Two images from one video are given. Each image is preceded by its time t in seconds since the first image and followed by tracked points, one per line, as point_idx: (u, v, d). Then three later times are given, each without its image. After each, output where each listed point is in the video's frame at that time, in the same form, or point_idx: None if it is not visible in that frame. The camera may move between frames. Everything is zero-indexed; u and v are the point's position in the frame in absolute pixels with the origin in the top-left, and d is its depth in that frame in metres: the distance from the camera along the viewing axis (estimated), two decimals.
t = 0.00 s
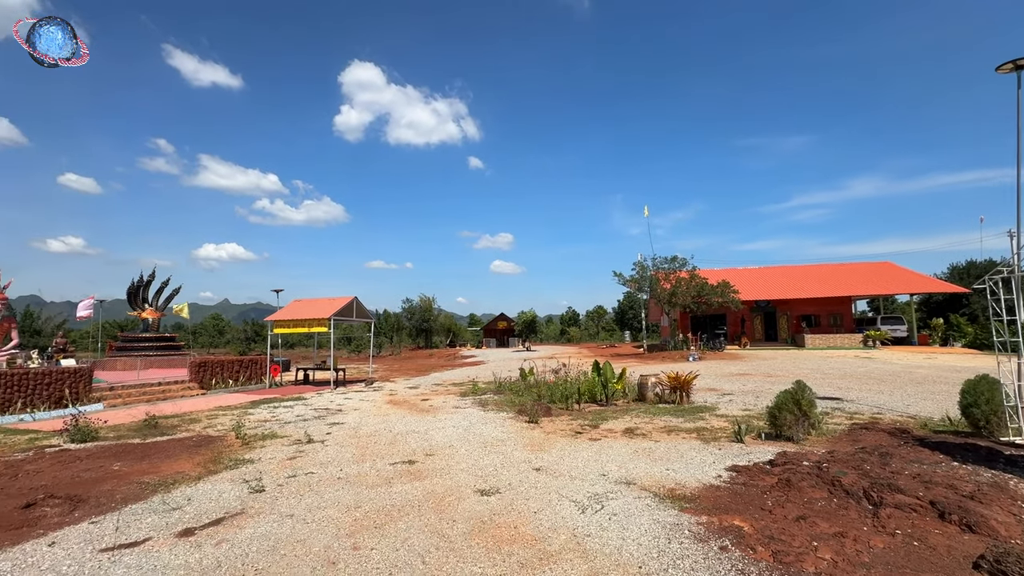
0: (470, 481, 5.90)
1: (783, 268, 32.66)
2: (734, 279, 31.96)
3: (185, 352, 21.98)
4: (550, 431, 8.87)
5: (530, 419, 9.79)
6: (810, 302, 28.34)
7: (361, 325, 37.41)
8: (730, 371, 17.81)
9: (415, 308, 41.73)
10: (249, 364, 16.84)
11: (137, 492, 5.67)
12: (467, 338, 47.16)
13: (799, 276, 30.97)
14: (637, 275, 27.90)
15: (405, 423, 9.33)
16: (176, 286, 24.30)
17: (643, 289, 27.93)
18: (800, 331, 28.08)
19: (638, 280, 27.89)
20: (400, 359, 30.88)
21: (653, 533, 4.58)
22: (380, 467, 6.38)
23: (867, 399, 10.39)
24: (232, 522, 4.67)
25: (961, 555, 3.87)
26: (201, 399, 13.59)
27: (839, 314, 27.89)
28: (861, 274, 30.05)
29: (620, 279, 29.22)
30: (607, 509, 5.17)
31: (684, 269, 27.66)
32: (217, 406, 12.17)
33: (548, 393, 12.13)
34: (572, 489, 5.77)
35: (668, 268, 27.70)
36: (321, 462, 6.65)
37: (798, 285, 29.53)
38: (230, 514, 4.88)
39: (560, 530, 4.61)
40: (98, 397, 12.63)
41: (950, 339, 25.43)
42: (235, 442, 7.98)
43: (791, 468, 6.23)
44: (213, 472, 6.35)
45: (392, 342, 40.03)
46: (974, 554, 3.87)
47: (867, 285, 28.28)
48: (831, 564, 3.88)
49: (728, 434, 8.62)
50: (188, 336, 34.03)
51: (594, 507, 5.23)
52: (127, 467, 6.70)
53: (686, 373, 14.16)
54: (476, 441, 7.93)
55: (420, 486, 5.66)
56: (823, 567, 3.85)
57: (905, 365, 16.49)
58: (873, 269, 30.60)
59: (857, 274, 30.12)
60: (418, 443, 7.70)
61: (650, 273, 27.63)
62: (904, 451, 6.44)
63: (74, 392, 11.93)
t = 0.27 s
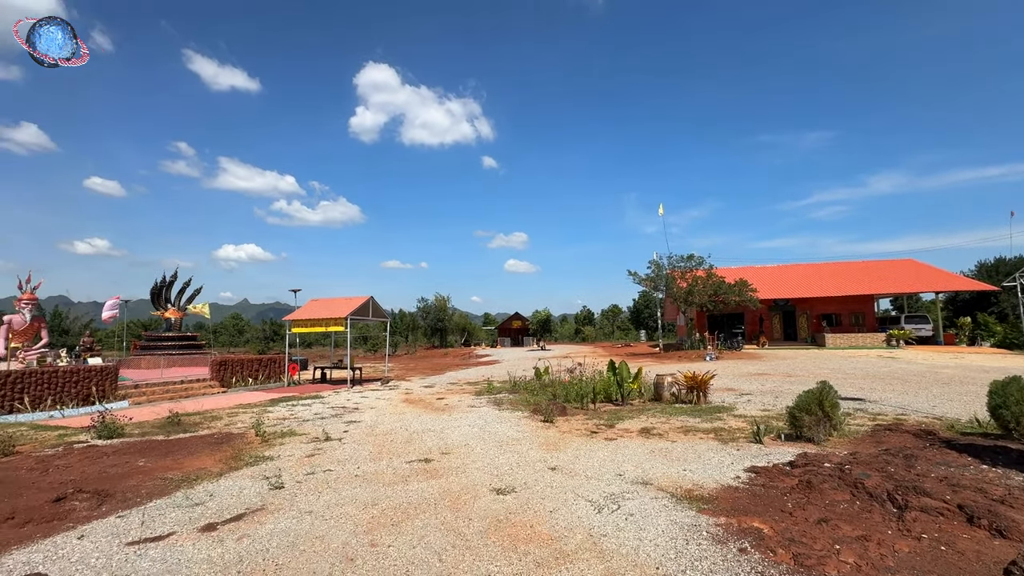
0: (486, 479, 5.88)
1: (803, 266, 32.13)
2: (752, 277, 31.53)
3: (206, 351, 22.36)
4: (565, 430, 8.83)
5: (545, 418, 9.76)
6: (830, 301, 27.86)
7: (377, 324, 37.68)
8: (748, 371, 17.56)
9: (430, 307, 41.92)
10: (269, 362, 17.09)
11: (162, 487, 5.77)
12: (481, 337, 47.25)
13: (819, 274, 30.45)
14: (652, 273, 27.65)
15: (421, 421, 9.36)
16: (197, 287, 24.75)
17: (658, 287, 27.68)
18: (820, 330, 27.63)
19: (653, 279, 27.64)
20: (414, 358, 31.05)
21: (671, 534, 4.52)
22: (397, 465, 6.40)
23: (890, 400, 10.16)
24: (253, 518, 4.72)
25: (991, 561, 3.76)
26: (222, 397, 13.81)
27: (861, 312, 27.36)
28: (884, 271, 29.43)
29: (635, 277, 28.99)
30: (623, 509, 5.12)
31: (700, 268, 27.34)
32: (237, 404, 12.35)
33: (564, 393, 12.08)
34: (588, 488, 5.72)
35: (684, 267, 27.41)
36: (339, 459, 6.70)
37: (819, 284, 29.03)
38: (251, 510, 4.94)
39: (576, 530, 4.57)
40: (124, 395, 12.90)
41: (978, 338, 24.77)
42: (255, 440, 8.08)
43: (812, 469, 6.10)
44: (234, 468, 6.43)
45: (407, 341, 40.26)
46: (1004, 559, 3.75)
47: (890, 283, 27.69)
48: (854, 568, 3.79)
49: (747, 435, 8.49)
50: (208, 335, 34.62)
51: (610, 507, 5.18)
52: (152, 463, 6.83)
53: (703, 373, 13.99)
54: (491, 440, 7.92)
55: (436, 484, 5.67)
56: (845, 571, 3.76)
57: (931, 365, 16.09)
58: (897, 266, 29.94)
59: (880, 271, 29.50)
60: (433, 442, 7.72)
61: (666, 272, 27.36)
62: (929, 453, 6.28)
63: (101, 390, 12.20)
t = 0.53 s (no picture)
0: (501, 478, 5.87)
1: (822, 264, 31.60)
2: (770, 276, 31.09)
3: (226, 350, 22.71)
4: (581, 430, 8.79)
5: (560, 417, 9.72)
6: (851, 300, 27.37)
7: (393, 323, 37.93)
8: (766, 370, 17.30)
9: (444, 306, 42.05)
10: (286, 361, 17.30)
11: (185, 483, 5.86)
12: (496, 336, 47.29)
13: (840, 272, 29.92)
14: (668, 272, 27.40)
15: (436, 420, 9.39)
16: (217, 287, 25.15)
17: (674, 286, 27.42)
18: (841, 329, 27.17)
19: (669, 278, 27.39)
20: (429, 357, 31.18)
21: (688, 535, 4.46)
22: (412, 463, 6.42)
23: (914, 401, 9.94)
24: (272, 514, 4.77)
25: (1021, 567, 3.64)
26: (242, 395, 14.01)
27: (884, 311, 26.86)
28: (907, 269, 28.81)
29: (651, 276, 28.75)
30: (639, 509, 5.07)
31: (717, 266, 27.02)
32: (257, 402, 12.51)
33: (579, 392, 12.03)
34: (603, 488, 5.68)
35: (700, 265, 27.11)
36: (356, 457, 6.75)
37: (839, 282, 28.52)
38: (271, 506, 4.99)
39: (591, 530, 4.53)
40: (147, 393, 13.15)
41: (1006, 338, 24.16)
42: (274, 437, 8.17)
43: (833, 471, 5.98)
44: (254, 465, 6.51)
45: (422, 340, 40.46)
46: None
47: (914, 281, 27.11)
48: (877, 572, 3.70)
49: (765, 435, 8.37)
50: (228, 334, 35.20)
51: (626, 507, 5.13)
52: (174, 459, 6.94)
53: (720, 373, 13.82)
54: (507, 439, 7.91)
55: (452, 482, 5.67)
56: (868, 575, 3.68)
57: (956, 365, 15.70)
58: (920, 264, 29.30)
59: (903, 269, 28.89)
60: (449, 440, 7.73)
61: (682, 270, 27.09)
62: (956, 455, 6.12)
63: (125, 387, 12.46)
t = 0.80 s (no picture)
0: (516, 477, 5.84)
1: (843, 262, 31.05)
2: (788, 274, 30.63)
3: (244, 349, 23.02)
4: (595, 429, 8.72)
5: (575, 417, 9.67)
6: (873, 298, 26.87)
7: (407, 322, 38.13)
8: (785, 370, 17.03)
9: (458, 306, 42.15)
10: (303, 360, 17.49)
11: (206, 479, 5.94)
12: (510, 336, 47.29)
13: (860, 270, 29.38)
14: (684, 271, 27.13)
15: (451, 419, 9.39)
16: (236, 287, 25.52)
17: (690, 285, 27.14)
18: (862, 329, 26.69)
19: (685, 277, 27.12)
20: (443, 356, 31.27)
21: (705, 536, 4.40)
22: (428, 462, 6.43)
23: (939, 402, 9.70)
24: (291, 510, 4.80)
25: None
26: (261, 393, 14.18)
27: (907, 310, 26.33)
28: (930, 266, 28.17)
29: (666, 275, 28.49)
30: (656, 510, 5.01)
31: (733, 265, 26.67)
32: (275, 400, 12.65)
33: (594, 391, 11.96)
34: (619, 488, 5.62)
35: (716, 264, 26.79)
36: (372, 455, 6.78)
37: (860, 280, 28.01)
38: (289, 502, 5.03)
39: (607, 530, 4.49)
40: (169, 390, 13.38)
41: None
42: (291, 435, 8.25)
43: (855, 473, 5.85)
44: (272, 462, 6.58)
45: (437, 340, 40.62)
46: None
47: (938, 279, 26.51)
48: None
49: (784, 436, 8.23)
50: (246, 333, 35.72)
51: (642, 507, 5.08)
52: (195, 455, 7.05)
53: (738, 372, 13.63)
54: (521, 438, 7.88)
55: (466, 481, 5.66)
56: None
57: (983, 365, 15.30)
58: (944, 261, 28.63)
59: (926, 267, 28.26)
60: (464, 439, 7.73)
61: (697, 269, 26.79)
62: (983, 458, 5.94)
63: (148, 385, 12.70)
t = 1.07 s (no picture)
0: (530, 476, 5.82)
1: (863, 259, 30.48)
2: (807, 272, 30.16)
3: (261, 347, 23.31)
4: (610, 429, 8.66)
5: (589, 416, 9.61)
6: (895, 297, 26.34)
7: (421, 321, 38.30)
8: (803, 370, 16.76)
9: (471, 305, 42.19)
10: (319, 358, 17.66)
11: (226, 475, 6.02)
12: (523, 335, 47.25)
13: (881, 268, 28.81)
14: (699, 269, 26.85)
15: (465, 417, 9.40)
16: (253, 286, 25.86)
17: (705, 283, 26.85)
18: (883, 328, 26.19)
19: (700, 275, 26.84)
20: (457, 355, 31.36)
21: (722, 537, 4.33)
22: (442, 460, 6.44)
23: (964, 403, 9.46)
24: (308, 507, 4.84)
25: None
26: (278, 391, 14.35)
27: (930, 309, 25.77)
28: (954, 264, 27.53)
29: (681, 274, 28.22)
30: (671, 510, 4.95)
31: (749, 263, 26.29)
32: (292, 398, 12.79)
33: (608, 391, 11.88)
34: (634, 488, 5.57)
35: (732, 262, 26.44)
36: (387, 453, 6.80)
37: (881, 278, 27.47)
38: (306, 499, 5.06)
39: (622, 530, 4.44)
40: (190, 388, 13.60)
41: None
42: (308, 432, 8.32)
43: (876, 475, 5.72)
44: (289, 459, 6.64)
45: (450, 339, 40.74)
46: None
47: (962, 277, 25.89)
48: None
49: (803, 437, 8.09)
50: (264, 332, 36.19)
51: (658, 508, 5.02)
52: (215, 452, 7.15)
53: (754, 372, 13.43)
54: (535, 437, 7.85)
55: (481, 480, 5.65)
56: None
57: (1009, 365, 14.90)
58: (969, 258, 27.96)
59: (950, 264, 27.62)
60: (478, 438, 7.72)
61: (713, 267, 26.49)
62: (1011, 461, 5.77)
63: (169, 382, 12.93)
